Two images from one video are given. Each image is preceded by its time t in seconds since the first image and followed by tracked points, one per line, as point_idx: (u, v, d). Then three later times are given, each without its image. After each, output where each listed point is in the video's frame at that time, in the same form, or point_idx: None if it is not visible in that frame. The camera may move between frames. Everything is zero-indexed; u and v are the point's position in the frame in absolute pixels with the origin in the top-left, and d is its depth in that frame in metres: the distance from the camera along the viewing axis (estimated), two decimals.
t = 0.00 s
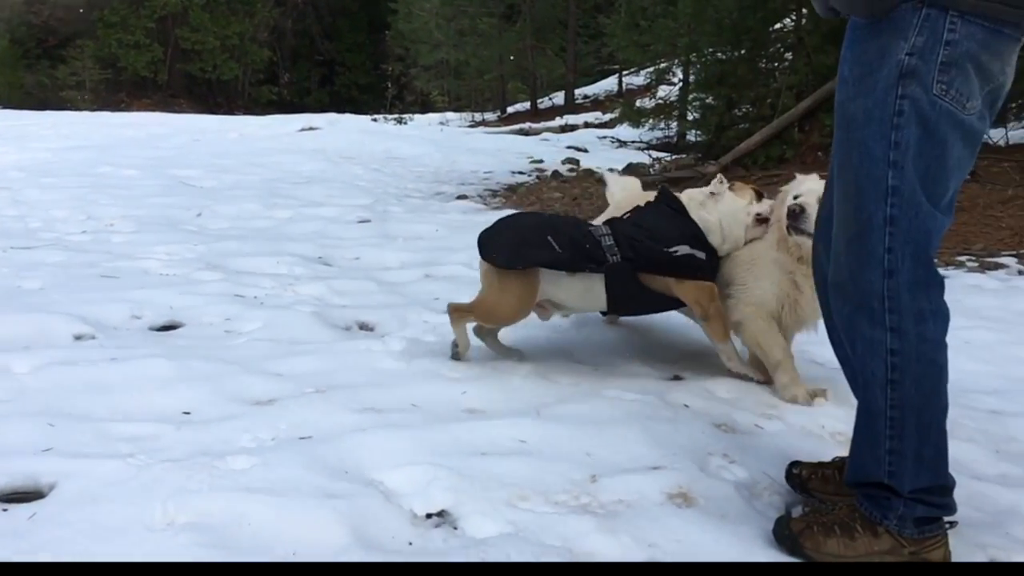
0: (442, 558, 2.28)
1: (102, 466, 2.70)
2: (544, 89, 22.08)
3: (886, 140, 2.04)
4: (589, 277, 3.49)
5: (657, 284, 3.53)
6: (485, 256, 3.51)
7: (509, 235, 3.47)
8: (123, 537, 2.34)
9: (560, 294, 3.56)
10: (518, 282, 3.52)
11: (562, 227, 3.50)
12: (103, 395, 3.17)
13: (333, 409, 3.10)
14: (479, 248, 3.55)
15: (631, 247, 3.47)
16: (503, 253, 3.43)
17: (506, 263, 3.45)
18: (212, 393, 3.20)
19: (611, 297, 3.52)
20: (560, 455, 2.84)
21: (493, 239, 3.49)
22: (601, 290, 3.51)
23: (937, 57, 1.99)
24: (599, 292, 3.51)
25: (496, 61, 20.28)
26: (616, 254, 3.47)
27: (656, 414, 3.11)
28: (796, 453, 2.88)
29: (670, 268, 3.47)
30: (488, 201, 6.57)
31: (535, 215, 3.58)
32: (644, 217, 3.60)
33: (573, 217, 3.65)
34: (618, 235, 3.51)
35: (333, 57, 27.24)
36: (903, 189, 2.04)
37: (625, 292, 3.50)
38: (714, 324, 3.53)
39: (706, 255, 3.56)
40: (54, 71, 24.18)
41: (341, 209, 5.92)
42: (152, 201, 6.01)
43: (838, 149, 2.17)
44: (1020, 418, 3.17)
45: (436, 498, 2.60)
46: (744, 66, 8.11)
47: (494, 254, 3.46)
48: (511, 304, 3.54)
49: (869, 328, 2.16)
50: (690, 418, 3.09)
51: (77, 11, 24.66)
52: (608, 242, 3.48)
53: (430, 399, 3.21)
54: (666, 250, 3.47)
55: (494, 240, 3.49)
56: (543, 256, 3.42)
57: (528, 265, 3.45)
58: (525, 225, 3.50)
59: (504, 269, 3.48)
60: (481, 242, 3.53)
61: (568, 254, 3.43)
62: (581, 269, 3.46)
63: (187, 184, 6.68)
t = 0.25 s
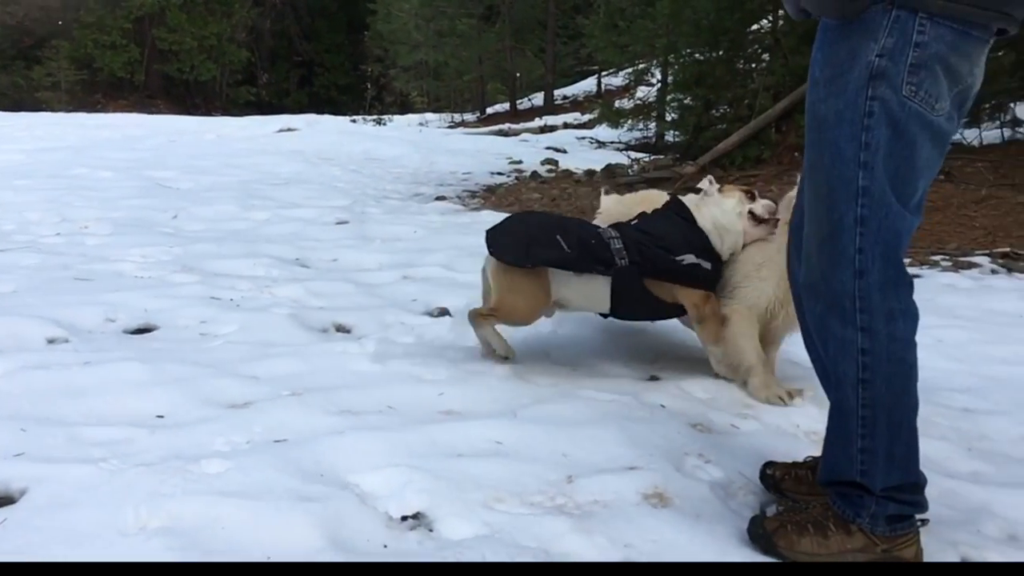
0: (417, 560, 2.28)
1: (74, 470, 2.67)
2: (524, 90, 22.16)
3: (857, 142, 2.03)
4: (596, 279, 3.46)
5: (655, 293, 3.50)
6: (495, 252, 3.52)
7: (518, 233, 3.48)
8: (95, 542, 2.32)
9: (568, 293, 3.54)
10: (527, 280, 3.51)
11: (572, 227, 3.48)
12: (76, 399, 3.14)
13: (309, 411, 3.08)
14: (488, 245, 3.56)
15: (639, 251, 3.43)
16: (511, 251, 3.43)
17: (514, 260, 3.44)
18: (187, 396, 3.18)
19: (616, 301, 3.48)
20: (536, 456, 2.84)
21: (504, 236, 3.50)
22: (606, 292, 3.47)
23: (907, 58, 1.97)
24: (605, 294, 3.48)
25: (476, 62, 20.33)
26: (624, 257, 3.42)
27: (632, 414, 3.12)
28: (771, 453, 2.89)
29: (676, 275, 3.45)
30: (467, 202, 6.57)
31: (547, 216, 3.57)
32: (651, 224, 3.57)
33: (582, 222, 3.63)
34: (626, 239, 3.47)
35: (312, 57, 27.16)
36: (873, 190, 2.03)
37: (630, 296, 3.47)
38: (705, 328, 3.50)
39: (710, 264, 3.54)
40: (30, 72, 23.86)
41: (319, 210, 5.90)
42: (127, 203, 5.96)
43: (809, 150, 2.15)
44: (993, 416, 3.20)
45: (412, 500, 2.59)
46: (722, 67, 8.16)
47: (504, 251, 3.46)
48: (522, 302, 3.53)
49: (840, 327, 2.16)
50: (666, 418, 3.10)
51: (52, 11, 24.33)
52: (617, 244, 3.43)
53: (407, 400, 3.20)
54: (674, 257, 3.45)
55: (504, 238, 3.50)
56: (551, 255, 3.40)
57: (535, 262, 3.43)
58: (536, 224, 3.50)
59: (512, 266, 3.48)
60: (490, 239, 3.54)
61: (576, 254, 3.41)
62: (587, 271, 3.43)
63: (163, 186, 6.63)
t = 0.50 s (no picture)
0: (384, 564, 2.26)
1: (36, 476, 2.63)
2: (497, 91, 22.19)
3: (819, 143, 2.03)
4: (595, 285, 3.46)
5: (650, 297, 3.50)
6: (497, 255, 3.53)
7: (520, 236, 3.49)
8: (55, 549, 2.29)
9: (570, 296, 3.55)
10: (530, 283, 3.52)
11: (574, 231, 3.49)
12: (39, 404, 3.09)
13: (277, 414, 3.06)
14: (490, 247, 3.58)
15: (636, 258, 3.42)
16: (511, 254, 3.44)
17: (514, 264, 3.46)
18: (153, 400, 3.14)
19: (613, 306, 3.48)
20: (505, 457, 2.83)
21: (504, 240, 3.51)
22: (604, 298, 3.48)
23: (868, 61, 1.99)
24: (604, 299, 3.49)
25: (448, 63, 20.33)
26: (624, 265, 3.42)
27: (602, 415, 3.12)
28: (739, 453, 2.90)
29: (671, 278, 3.42)
30: (439, 203, 6.56)
31: (550, 219, 3.58)
32: (647, 227, 3.54)
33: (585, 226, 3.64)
34: (624, 244, 3.46)
35: (284, 58, 27.02)
36: (836, 191, 2.04)
37: (626, 301, 3.46)
38: (681, 327, 3.50)
39: (704, 266, 3.49)
40: None
41: (290, 212, 5.87)
42: (94, 205, 5.89)
43: (773, 151, 2.15)
44: (957, 414, 3.24)
45: (380, 503, 2.57)
46: (693, 70, 8.21)
47: (504, 254, 3.47)
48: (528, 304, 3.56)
49: (803, 327, 2.17)
50: (636, 419, 3.11)
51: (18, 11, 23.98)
52: (616, 252, 3.43)
53: (376, 403, 3.18)
54: (668, 260, 3.42)
55: (506, 240, 3.51)
56: (551, 260, 3.41)
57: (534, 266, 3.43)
58: (537, 228, 3.51)
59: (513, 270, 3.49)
60: (491, 241, 3.56)
61: (575, 260, 3.41)
62: (587, 277, 3.44)
63: (131, 188, 6.56)
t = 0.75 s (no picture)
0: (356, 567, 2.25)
1: (2, 482, 2.59)
2: (474, 92, 22.19)
3: (787, 145, 2.04)
4: (588, 290, 3.44)
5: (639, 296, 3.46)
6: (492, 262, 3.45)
7: (513, 242, 3.41)
8: (22, 555, 2.25)
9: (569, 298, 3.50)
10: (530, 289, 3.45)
11: (568, 235, 3.42)
12: (6, 408, 3.05)
13: (250, 417, 3.04)
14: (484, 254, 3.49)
15: (627, 260, 3.42)
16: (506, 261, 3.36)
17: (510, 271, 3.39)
18: (123, 404, 3.11)
19: (609, 311, 3.48)
20: (479, 459, 2.83)
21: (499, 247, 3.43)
22: (599, 303, 3.46)
23: (835, 63, 2.00)
24: (597, 304, 3.47)
25: (425, 63, 20.29)
26: (618, 270, 3.42)
27: (577, 415, 3.13)
28: (712, 452, 2.92)
29: (661, 280, 3.40)
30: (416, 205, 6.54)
31: (541, 221, 3.51)
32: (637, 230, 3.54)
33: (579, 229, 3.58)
34: (617, 248, 3.46)
35: (260, 59, 26.87)
36: (805, 192, 2.05)
37: (620, 306, 3.47)
38: (663, 329, 3.48)
39: (694, 270, 3.46)
40: None
41: (264, 213, 5.83)
42: (65, 207, 5.82)
43: (743, 153, 2.16)
44: (927, 413, 3.27)
45: (353, 506, 2.56)
46: (668, 71, 8.25)
47: (499, 263, 3.39)
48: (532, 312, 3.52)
49: (774, 327, 2.18)
50: (611, 420, 3.11)
51: None
52: (609, 256, 3.44)
53: (350, 405, 3.16)
54: (657, 260, 3.40)
55: (500, 246, 3.43)
56: (546, 266, 3.35)
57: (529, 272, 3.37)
58: (531, 232, 3.43)
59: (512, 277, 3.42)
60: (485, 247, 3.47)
61: (570, 265, 3.37)
62: (581, 282, 3.41)
63: (103, 189, 6.49)
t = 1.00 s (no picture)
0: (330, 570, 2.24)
1: None
2: (453, 93, 22.19)
3: (757, 145, 2.05)
4: (582, 291, 3.50)
5: (627, 297, 3.47)
6: (486, 274, 3.55)
7: (503, 251, 3.51)
8: None
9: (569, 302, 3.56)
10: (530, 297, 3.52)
11: (556, 239, 3.51)
12: None
13: (225, 420, 3.02)
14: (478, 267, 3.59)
15: (617, 261, 3.44)
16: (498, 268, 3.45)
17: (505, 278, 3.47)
18: (96, 408, 3.08)
19: (601, 311, 3.51)
20: (455, 460, 2.83)
21: (489, 259, 3.52)
22: (593, 302, 3.52)
23: (804, 63, 2.01)
24: (591, 304, 3.52)
25: (404, 64, 20.26)
26: (608, 271, 3.45)
27: (554, 416, 3.13)
28: (688, 452, 2.93)
29: (650, 282, 3.39)
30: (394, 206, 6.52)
31: (530, 230, 3.61)
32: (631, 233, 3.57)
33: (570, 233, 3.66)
34: (607, 249, 3.50)
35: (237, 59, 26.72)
36: (775, 192, 2.06)
37: (609, 306, 3.49)
38: (645, 326, 3.49)
39: (684, 272, 3.46)
40: None
41: (240, 215, 5.79)
42: (38, 209, 5.75)
43: (715, 154, 2.17)
44: (901, 411, 3.30)
45: (327, 509, 2.54)
46: (645, 72, 8.28)
47: (494, 271, 3.48)
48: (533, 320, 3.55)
49: (746, 326, 2.18)
50: (587, 420, 3.12)
51: None
52: (599, 257, 3.47)
53: (326, 407, 3.15)
54: (647, 263, 3.41)
55: (491, 257, 3.52)
56: (537, 268, 3.44)
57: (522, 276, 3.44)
58: (520, 240, 3.53)
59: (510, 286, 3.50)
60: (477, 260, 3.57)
61: (560, 267, 3.44)
62: (573, 283, 3.47)
63: (76, 191, 6.42)
